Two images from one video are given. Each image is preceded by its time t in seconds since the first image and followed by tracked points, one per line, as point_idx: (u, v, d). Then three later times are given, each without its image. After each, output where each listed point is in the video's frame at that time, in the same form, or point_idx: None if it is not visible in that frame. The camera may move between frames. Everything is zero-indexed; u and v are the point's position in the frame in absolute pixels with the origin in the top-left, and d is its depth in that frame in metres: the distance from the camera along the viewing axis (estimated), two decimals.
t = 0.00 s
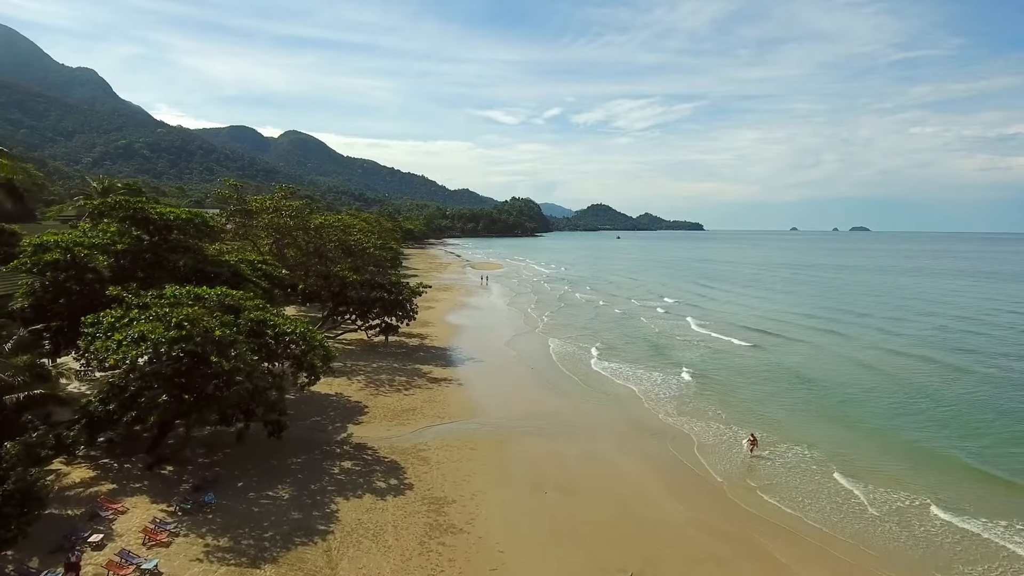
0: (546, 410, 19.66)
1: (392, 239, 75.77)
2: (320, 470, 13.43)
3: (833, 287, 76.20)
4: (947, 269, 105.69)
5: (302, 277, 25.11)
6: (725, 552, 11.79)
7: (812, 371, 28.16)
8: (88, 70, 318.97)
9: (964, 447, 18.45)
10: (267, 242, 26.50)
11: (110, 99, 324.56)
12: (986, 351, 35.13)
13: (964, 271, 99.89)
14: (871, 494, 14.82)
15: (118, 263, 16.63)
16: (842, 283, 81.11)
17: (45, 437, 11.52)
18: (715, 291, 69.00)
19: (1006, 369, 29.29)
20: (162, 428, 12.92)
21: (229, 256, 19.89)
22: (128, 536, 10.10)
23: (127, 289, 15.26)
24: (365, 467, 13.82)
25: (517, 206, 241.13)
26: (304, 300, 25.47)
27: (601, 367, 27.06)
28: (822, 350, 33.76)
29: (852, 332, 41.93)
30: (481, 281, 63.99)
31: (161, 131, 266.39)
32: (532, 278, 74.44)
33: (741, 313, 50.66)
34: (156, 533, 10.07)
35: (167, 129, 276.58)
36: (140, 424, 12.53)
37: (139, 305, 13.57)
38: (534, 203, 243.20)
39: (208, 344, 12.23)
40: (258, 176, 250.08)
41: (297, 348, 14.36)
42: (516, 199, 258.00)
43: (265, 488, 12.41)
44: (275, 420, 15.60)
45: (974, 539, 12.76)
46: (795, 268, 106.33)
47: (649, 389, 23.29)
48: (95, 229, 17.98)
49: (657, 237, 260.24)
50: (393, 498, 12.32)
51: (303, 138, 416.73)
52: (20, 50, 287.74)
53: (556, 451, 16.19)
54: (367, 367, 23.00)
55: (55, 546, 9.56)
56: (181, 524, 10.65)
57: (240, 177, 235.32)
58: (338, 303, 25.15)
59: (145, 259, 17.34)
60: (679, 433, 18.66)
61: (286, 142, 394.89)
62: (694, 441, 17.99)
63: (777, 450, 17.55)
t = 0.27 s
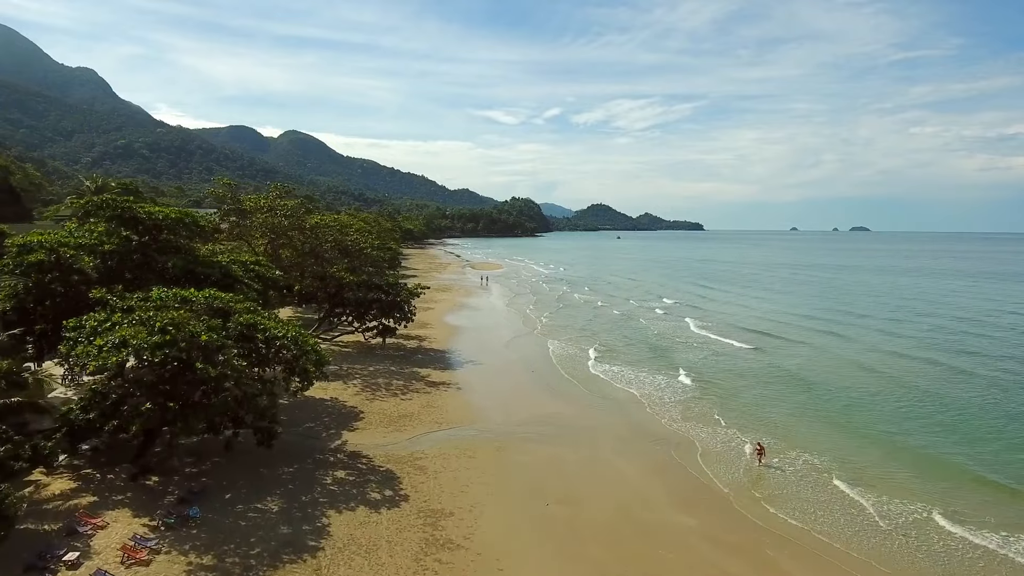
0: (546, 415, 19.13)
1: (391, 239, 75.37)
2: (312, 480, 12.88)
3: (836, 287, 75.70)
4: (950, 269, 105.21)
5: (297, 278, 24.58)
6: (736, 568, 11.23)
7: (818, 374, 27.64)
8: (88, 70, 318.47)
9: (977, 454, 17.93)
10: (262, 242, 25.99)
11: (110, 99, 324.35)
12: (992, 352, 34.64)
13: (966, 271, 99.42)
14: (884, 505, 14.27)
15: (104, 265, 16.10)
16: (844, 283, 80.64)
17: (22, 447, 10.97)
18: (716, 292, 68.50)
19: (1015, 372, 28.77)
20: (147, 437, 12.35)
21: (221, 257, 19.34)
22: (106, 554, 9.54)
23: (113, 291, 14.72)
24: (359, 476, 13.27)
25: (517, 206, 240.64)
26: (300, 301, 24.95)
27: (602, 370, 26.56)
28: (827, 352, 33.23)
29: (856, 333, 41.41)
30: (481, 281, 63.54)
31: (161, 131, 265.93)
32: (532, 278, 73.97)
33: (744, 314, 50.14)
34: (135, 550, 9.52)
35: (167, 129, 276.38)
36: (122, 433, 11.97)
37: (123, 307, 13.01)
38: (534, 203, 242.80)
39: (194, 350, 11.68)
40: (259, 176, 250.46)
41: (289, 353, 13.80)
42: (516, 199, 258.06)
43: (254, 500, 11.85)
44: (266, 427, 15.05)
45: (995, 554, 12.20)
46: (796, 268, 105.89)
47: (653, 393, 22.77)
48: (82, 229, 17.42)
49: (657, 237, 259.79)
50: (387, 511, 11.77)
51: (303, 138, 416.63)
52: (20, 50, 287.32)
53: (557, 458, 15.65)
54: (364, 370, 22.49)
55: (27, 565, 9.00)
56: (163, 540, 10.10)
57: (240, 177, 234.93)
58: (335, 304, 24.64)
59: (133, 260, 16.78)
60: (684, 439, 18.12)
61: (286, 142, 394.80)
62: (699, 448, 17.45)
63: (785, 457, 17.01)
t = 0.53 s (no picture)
0: (547, 420, 18.64)
1: (391, 240, 74.92)
2: (305, 490, 12.39)
3: (837, 288, 75.31)
4: (952, 269, 104.80)
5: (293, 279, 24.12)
6: None
7: (824, 377, 27.18)
8: (87, 70, 318.09)
9: (988, 460, 17.52)
10: (257, 242, 25.51)
11: (109, 99, 323.82)
12: (997, 354, 34.24)
13: (967, 272, 99.10)
14: (897, 516, 13.82)
15: (92, 266, 15.57)
16: (845, 283, 80.24)
17: None
18: (717, 292, 68.05)
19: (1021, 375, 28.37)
20: (132, 446, 11.86)
21: (213, 259, 18.82)
22: (84, 572, 9.05)
23: (100, 292, 14.20)
24: (354, 486, 12.80)
25: (517, 206, 240.31)
26: (297, 303, 24.52)
27: (603, 372, 26.12)
28: (832, 354, 32.77)
29: (860, 335, 40.96)
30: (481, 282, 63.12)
31: (163, 131, 265.97)
32: (532, 279, 73.57)
33: (746, 315, 49.68)
34: (116, 567, 9.03)
35: (167, 129, 275.86)
36: (106, 443, 11.46)
37: (109, 311, 12.50)
38: (534, 203, 242.39)
39: (181, 356, 11.19)
40: (259, 176, 250.02)
41: (281, 359, 13.30)
42: (516, 199, 257.67)
43: (243, 512, 11.36)
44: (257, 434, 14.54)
45: (1014, 568, 11.75)
46: (797, 268, 105.46)
47: (656, 397, 22.30)
48: (69, 229, 16.89)
49: (657, 237, 259.45)
50: (382, 523, 11.28)
51: (303, 138, 416.15)
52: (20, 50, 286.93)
53: (559, 466, 15.17)
54: (361, 373, 22.03)
55: None
56: (146, 556, 9.61)
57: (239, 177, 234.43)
58: (331, 306, 24.19)
59: (122, 261, 16.26)
60: (689, 446, 17.63)
61: (286, 142, 394.37)
62: (705, 455, 16.96)
63: (794, 465, 16.50)
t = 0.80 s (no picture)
0: (548, 428, 18.02)
1: (390, 240, 74.37)
2: (294, 504, 11.78)
3: (839, 288, 74.83)
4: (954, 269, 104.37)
5: (288, 280, 23.54)
6: None
7: (831, 381, 26.55)
8: (87, 70, 317.36)
9: (1002, 469, 16.99)
10: (251, 243, 24.90)
11: (109, 99, 323.13)
12: (1004, 356, 33.76)
13: (968, 272, 98.70)
14: (913, 530, 13.24)
15: (75, 268, 14.94)
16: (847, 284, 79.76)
17: None
18: (719, 293, 67.50)
19: None
20: (111, 458, 11.23)
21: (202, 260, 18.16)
22: None
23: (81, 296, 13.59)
24: (346, 499, 12.19)
25: (517, 206, 239.83)
26: (292, 305, 23.98)
27: (605, 376, 25.54)
28: (837, 357, 32.17)
29: (865, 337, 40.40)
30: (480, 282, 62.56)
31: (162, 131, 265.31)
32: (533, 279, 72.94)
33: (748, 317, 49.12)
34: None
35: (166, 129, 275.24)
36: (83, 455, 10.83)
37: (87, 316, 11.86)
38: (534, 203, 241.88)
39: (162, 363, 10.54)
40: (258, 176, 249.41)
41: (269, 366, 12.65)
42: (516, 199, 257.14)
43: (227, 529, 10.73)
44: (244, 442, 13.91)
45: None
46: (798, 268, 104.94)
47: (660, 402, 21.70)
48: (51, 229, 16.24)
49: (657, 237, 258.96)
50: (375, 541, 10.67)
51: (303, 138, 415.62)
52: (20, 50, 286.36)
53: (561, 477, 14.54)
54: (357, 378, 21.44)
55: None
56: None
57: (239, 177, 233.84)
58: (327, 308, 23.65)
59: (105, 263, 15.60)
60: (695, 455, 16.99)
61: (286, 142, 393.77)
62: (713, 466, 16.30)
63: (804, 477, 15.83)
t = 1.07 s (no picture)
0: (550, 435, 17.45)
1: (389, 240, 73.90)
2: (283, 518, 11.21)
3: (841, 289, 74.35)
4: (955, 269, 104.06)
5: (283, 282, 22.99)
6: None
7: (837, 385, 26.01)
8: (87, 70, 316.95)
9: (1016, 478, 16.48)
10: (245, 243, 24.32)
11: (108, 99, 322.63)
12: (1010, 359, 33.27)
13: (970, 272, 98.25)
14: (931, 545, 12.69)
15: (59, 270, 14.29)
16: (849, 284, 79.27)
17: None
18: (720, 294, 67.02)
19: None
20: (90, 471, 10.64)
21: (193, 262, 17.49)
22: None
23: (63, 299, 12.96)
24: (338, 513, 11.62)
25: (517, 206, 239.41)
26: (287, 306, 23.48)
27: (606, 380, 24.99)
28: (842, 360, 31.67)
29: (869, 338, 39.92)
30: (480, 283, 62.08)
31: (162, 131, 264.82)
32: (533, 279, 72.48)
33: (750, 319, 48.60)
34: None
35: (166, 129, 274.81)
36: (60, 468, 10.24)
37: (66, 320, 11.26)
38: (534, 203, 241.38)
39: (143, 372, 9.96)
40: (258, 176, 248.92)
41: (258, 373, 12.06)
42: (516, 199, 256.68)
43: (212, 547, 10.16)
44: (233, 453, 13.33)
45: None
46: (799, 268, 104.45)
47: (664, 408, 21.14)
48: (35, 229, 15.62)
49: (657, 237, 258.43)
50: (368, 559, 10.10)
51: (303, 138, 415.25)
52: (19, 50, 285.84)
53: (563, 488, 13.99)
54: (353, 382, 20.88)
55: None
56: None
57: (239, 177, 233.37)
58: (323, 310, 23.19)
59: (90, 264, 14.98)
60: (702, 463, 16.42)
61: (286, 142, 393.41)
62: (721, 475, 15.73)
63: (814, 487, 15.24)
